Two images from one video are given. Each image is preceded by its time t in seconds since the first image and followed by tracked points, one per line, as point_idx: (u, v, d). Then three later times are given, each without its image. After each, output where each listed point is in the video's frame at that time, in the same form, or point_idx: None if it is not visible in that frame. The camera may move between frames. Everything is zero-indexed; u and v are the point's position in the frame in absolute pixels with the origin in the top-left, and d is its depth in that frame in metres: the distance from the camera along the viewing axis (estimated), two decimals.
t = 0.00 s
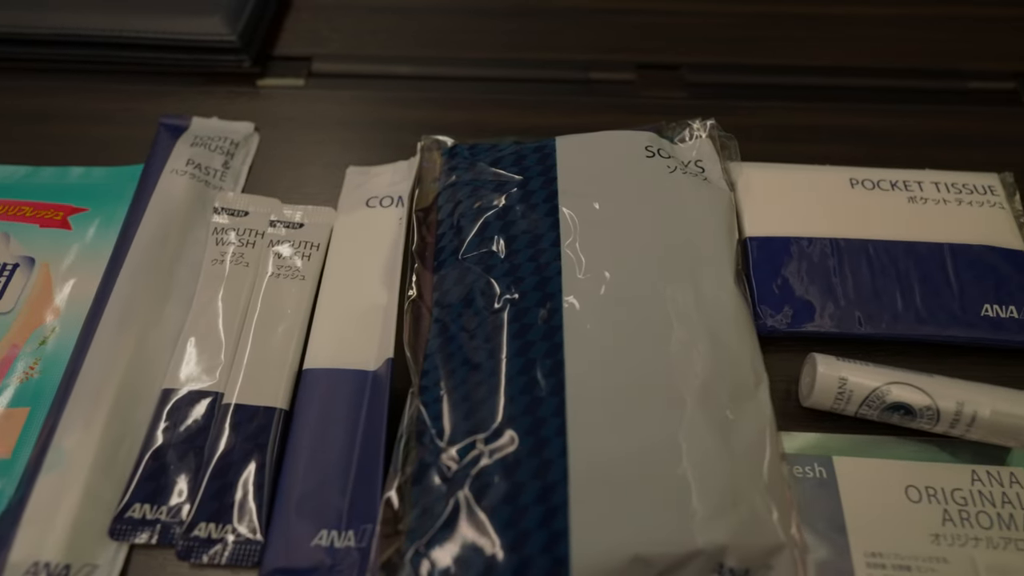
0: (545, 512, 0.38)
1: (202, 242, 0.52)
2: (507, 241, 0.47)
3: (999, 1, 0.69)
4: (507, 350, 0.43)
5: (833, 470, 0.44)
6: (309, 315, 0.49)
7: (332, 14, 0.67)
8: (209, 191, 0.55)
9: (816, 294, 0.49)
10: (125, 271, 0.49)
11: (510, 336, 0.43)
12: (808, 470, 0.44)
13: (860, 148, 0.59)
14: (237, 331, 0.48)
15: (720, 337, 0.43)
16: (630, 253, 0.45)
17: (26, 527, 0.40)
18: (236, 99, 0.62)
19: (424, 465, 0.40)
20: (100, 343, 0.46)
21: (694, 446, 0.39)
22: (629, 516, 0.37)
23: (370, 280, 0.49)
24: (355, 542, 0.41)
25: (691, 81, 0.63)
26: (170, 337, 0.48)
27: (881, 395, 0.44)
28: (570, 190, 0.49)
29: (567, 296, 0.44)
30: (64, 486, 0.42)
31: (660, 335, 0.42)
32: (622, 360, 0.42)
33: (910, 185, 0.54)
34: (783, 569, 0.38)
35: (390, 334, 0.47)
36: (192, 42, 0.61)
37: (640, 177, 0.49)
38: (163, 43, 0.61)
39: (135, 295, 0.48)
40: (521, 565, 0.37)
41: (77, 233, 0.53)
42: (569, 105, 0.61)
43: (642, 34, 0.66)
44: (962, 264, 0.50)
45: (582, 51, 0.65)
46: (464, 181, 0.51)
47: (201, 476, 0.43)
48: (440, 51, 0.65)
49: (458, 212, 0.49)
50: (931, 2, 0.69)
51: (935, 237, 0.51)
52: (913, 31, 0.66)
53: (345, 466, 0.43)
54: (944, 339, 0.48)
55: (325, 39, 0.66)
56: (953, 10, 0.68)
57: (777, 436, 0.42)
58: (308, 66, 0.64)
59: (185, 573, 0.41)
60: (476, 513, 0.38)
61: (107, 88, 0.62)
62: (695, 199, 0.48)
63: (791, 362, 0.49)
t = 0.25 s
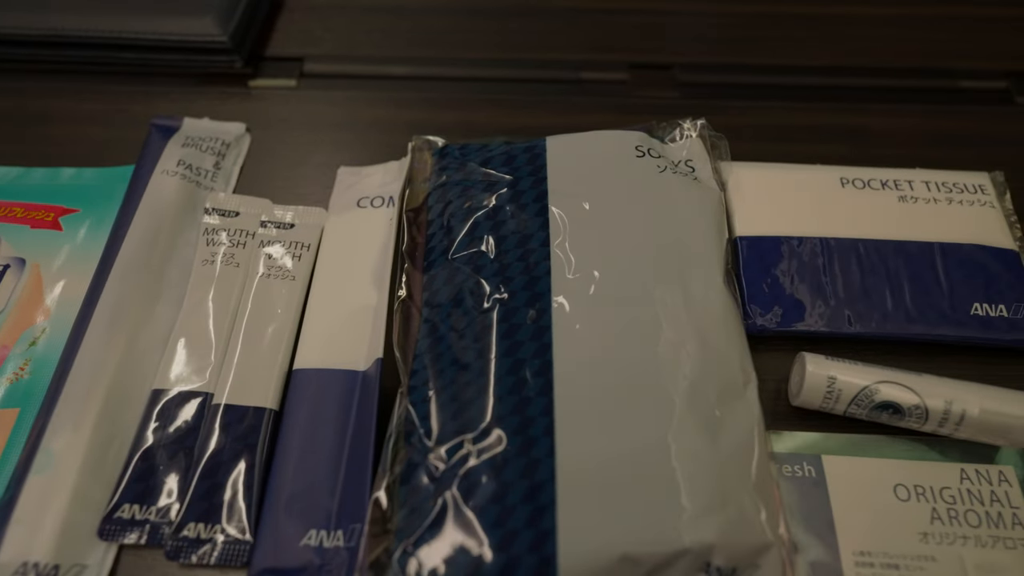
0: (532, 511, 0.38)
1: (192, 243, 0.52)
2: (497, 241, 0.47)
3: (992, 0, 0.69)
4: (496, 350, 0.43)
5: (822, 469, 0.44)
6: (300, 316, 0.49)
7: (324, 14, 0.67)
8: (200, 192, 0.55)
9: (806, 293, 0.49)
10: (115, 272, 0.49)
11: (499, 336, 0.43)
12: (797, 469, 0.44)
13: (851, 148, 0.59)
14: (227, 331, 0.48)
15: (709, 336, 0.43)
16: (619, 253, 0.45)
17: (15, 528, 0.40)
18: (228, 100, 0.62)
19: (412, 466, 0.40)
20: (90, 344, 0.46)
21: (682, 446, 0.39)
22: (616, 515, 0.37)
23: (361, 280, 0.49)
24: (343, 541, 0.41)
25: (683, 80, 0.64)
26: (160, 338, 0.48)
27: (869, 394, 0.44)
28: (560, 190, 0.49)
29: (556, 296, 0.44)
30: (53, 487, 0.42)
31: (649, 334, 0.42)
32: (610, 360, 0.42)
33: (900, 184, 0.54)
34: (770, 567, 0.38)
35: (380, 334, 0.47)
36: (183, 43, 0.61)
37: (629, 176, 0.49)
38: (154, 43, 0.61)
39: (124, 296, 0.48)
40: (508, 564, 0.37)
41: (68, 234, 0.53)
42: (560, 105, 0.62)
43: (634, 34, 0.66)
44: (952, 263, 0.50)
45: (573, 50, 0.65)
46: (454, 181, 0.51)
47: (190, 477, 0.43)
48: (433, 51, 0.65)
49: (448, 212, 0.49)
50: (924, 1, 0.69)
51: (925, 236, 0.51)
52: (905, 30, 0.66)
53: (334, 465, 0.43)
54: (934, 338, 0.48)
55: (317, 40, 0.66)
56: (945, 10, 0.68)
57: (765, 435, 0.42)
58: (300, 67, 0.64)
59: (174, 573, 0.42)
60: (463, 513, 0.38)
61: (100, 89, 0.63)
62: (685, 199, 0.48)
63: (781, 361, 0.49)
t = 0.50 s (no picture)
0: (520, 510, 0.38)
1: (183, 243, 0.52)
2: (486, 240, 0.47)
3: None
4: (484, 350, 0.43)
5: (811, 468, 0.44)
6: (290, 316, 0.49)
7: (316, 15, 0.67)
8: (191, 192, 0.55)
9: (796, 292, 0.49)
10: (106, 273, 0.49)
11: (488, 335, 0.43)
12: (787, 468, 0.44)
13: (843, 147, 0.59)
14: (217, 331, 0.48)
15: (698, 335, 0.43)
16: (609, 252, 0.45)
17: (4, 528, 0.40)
18: (220, 100, 0.62)
19: (400, 465, 0.40)
20: (80, 344, 0.46)
21: (671, 446, 0.39)
22: (605, 515, 0.37)
23: (351, 280, 0.49)
24: (333, 541, 0.41)
25: (675, 80, 0.64)
26: (150, 338, 0.48)
27: (859, 393, 0.44)
28: (550, 190, 0.49)
29: (545, 296, 0.44)
30: (43, 487, 0.42)
31: (638, 334, 0.42)
32: (600, 360, 0.42)
33: (891, 183, 0.54)
34: (758, 566, 0.38)
35: (370, 334, 0.47)
36: (175, 43, 0.61)
37: (619, 176, 0.49)
38: (146, 44, 0.61)
39: (115, 296, 0.49)
40: (496, 564, 0.37)
41: (59, 235, 0.53)
42: (551, 105, 0.62)
43: (626, 33, 0.66)
44: (942, 262, 0.50)
45: (565, 50, 0.65)
46: (444, 181, 0.51)
47: (179, 477, 0.43)
48: (424, 51, 0.65)
49: (438, 211, 0.50)
50: None
51: (916, 235, 0.51)
52: (897, 29, 0.66)
53: (324, 465, 0.43)
54: (924, 337, 0.48)
55: (309, 40, 0.66)
56: (938, 9, 0.68)
57: (754, 434, 0.43)
58: (292, 67, 0.64)
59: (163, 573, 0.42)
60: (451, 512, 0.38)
61: (92, 90, 0.63)
62: (674, 198, 0.48)
63: (771, 360, 0.49)
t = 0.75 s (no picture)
0: (508, 509, 0.38)
1: (175, 243, 0.52)
2: (476, 239, 0.47)
3: None
4: (474, 349, 0.43)
5: (801, 466, 0.44)
6: (281, 316, 0.49)
7: (309, 15, 0.67)
8: (183, 192, 0.55)
9: (786, 291, 0.49)
10: (97, 274, 0.49)
11: (478, 334, 0.43)
12: (776, 467, 0.44)
13: (834, 146, 0.59)
14: (208, 331, 0.48)
15: (687, 333, 0.43)
16: (599, 251, 0.45)
17: None
18: (212, 100, 0.62)
19: (390, 464, 0.41)
20: (71, 344, 0.47)
21: (660, 445, 0.39)
22: (593, 514, 0.37)
23: (343, 279, 0.49)
24: (322, 540, 0.41)
25: (667, 79, 0.64)
26: (141, 338, 0.48)
27: (848, 391, 0.44)
28: (541, 189, 0.49)
29: (535, 295, 0.44)
30: (33, 487, 0.42)
31: (628, 333, 0.42)
32: (589, 358, 0.42)
33: (881, 181, 0.54)
34: (746, 564, 0.38)
35: (360, 333, 0.47)
36: (167, 43, 0.61)
37: (609, 175, 0.49)
38: (138, 44, 0.61)
39: (106, 297, 0.49)
40: (484, 562, 0.37)
41: (50, 234, 0.53)
42: (544, 104, 0.62)
43: (618, 32, 0.66)
44: (933, 260, 0.50)
45: (558, 49, 0.65)
46: (435, 180, 0.51)
47: (169, 477, 0.43)
48: (417, 50, 0.65)
49: (429, 210, 0.50)
50: None
51: (907, 234, 0.51)
52: (890, 28, 0.67)
53: (314, 464, 0.43)
54: (914, 335, 0.48)
55: (302, 40, 0.66)
56: (931, 7, 0.68)
57: (743, 432, 0.43)
58: (284, 67, 0.65)
59: (153, 572, 0.42)
60: (439, 510, 0.38)
61: (84, 90, 0.63)
62: (665, 197, 0.48)
63: (762, 358, 0.49)
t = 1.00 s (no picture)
0: (497, 506, 0.38)
1: (166, 243, 0.52)
2: (466, 238, 0.47)
3: None
4: (463, 347, 0.43)
5: (790, 463, 0.44)
6: (272, 314, 0.49)
7: (301, 14, 0.67)
8: (174, 191, 0.55)
9: (776, 288, 0.50)
10: (88, 273, 0.49)
11: (467, 332, 0.43)
12: (766, 464, 0.44)
13: (826, 144, 0.59)
14: (198, 330, 0.48)
15: (676, 331, 0.43)
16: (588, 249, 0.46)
17: None
18: (204, 99, 0.62)
19: (379, 462, 0.41)
20: (61, 344, 0.47)
21: (648, 442, 0.39)
22: (582, 511, 0.37)
23: (333, 278, 0.49)
24: (312, 538, 0.41)
25: (659, 78, 0.64)
26: (132, 337, 0.48)
27: (837, 388, 0.44)
28: (531, 187, 0.49)
29: (525, 293, 0.44)
30: (23, 486, 0.42)
31: (617, 330, 0.43)
32: (578, 356, 0.42)
33: (872, 179, 0.54)
34: (734, 560, 0.38)
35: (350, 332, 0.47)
36: (159, 43, 0.61)
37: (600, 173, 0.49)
38: (130, 44, 0.61)
39: (97, 296, 0.49)
40: (472, 560, 0.37)
41: (41, 234, 0.53)
42: (536, 103, 0.62)
43: (610, 31, 0.66)
44: (923, 258, 0.50)
45: (550, 48, 0.65)
46: (426, 179, 0.51)
47: (160, 475, 0.43)
48: (409, 50, 0.65)
49: (419, 208, 0.50)
50: None
51: (897, 231, 0.52)
52: (882, 26, 0.67)
53: (304, 462, 0.43)
54: (904, 332, 0.48)
55: (294, 39, 0.66)
56: (923, 5, 0.69)
57: (732, 429, 0.43)
58: (276, 66, 0.65)
59: (143, 571, 0.42)
60: (428, 508, 0.38)
61: (76, 90, 0.63)
62: (655, 195, 0.48)
63: (752, 356, 0.49)
